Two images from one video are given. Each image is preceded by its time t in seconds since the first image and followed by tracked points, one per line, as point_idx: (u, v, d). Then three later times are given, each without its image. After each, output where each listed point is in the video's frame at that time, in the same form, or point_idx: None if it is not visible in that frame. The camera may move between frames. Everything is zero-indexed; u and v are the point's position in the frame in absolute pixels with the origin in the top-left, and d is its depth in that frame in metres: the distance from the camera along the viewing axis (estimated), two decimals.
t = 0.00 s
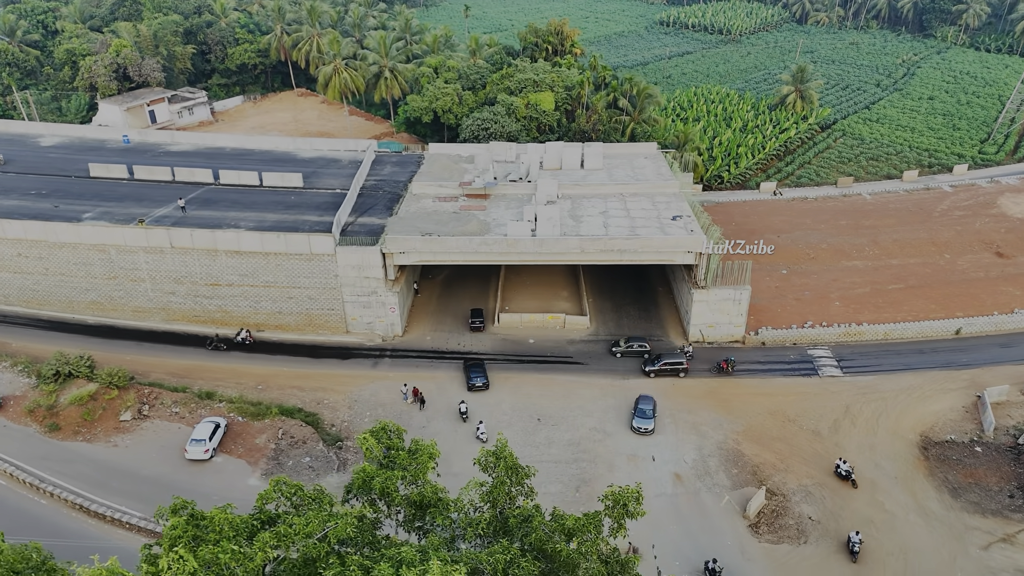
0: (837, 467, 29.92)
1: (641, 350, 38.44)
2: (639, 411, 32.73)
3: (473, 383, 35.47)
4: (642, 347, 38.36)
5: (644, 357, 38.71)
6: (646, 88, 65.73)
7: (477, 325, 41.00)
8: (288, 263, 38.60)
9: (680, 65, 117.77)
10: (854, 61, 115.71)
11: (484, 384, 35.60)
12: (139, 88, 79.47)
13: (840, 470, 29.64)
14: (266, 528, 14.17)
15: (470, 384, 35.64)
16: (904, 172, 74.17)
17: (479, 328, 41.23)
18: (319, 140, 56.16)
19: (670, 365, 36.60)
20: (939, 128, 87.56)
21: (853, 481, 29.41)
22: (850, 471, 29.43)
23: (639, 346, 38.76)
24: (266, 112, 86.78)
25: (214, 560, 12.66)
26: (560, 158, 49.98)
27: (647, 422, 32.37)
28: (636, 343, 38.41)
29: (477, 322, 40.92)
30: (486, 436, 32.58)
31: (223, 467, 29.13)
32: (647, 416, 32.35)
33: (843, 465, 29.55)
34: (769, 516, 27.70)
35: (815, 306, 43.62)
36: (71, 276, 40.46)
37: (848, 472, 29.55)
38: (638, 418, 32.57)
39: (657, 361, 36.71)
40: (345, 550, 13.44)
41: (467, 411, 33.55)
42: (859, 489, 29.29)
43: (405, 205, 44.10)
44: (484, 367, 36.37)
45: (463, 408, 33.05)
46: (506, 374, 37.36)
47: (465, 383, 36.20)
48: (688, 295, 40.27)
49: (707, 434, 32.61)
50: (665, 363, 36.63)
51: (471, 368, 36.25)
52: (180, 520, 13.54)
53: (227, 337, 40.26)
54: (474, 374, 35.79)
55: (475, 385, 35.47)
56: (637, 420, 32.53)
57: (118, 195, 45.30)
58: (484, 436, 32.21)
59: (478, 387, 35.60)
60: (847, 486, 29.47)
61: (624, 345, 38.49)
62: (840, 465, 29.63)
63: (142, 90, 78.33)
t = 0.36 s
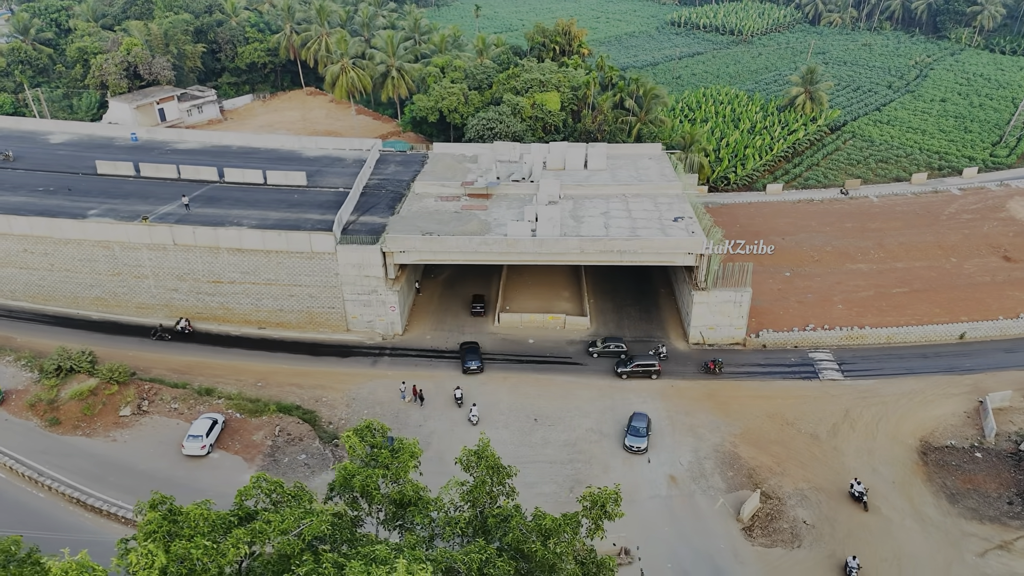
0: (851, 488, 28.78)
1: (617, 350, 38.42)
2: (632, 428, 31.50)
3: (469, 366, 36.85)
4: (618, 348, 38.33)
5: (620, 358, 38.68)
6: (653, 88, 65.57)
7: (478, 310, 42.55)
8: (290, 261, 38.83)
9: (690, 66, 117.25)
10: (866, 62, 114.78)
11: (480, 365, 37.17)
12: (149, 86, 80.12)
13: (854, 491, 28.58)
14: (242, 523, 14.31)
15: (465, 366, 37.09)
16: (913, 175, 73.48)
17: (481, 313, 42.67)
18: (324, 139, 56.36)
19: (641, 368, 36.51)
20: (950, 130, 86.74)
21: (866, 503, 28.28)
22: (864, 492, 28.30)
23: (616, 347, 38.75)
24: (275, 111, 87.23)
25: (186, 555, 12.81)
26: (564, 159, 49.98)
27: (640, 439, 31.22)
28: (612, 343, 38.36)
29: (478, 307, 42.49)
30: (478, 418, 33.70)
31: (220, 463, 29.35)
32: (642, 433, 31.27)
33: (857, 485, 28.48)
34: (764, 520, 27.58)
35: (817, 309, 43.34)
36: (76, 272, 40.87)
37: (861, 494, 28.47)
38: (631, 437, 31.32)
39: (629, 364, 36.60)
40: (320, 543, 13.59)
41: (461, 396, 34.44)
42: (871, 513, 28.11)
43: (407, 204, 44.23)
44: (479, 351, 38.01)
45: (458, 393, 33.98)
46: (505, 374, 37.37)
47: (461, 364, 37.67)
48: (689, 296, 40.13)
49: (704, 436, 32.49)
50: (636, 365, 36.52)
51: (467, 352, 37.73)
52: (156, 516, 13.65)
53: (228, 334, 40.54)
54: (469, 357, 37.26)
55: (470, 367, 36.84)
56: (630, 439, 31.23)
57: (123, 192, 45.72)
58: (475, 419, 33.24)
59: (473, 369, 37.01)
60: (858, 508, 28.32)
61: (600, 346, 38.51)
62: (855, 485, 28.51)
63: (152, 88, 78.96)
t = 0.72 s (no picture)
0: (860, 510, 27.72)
1: (589, 350, 38.42)
2: (626, 445, 30.30)
3: (465, 349, 38.54)
4: (590, 347, 38.32)
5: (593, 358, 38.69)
6: (660, 89, 65.34)
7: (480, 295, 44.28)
8: (291, 259, 39.03)
9: (700, 67, 116.68)
10: (878, 64, 113.80)
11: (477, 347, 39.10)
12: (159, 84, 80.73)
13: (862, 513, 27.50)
14: (216, 518, 14.50)
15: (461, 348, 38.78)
16: (922, 177, 72.76)
17: (484, 298, 44.39)
18: (330, 138, 56.52)
19: (608, 369, 36.46)
20: (962, 133, 85.85)
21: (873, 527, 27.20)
22: (872, 514, 27.26)
23: (590, 346, 38.76)
24: (283, 110, 87.65)
25: (159, 550, 13.00)
26: (567, 159, 49.92)
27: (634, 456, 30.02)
28: (584, 343, 38.35)
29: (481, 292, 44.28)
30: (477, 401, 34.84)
31: (216, 459, 29.56)
32: (637, 450, 30.15)
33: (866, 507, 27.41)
34: (757, 523, 27.47)
35: (820, 312, 43.06)
36: (81, 268, 41.28)
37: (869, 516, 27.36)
38: (625, 453, 30.16)
39: (595, 364, 36.61)
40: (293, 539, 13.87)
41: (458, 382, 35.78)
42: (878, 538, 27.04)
43: (409, 203, 44.35)
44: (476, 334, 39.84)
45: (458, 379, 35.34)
46: (503, 373, 37.38)
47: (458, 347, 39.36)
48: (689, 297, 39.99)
49: (701, 438, 32.38)
50: (602, 365, 36.48)
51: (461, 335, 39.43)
52: (133, 510, 13.74)
53: (230, 331, 40.83)
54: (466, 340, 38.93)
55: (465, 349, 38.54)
56: (624, 456, 30.08)
57: (129, 189, 46.11)
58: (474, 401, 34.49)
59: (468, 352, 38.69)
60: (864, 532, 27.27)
61: (573, 345, 38.54)
62: (863, 507, 27.53)
63: (162, 86, 79.59)
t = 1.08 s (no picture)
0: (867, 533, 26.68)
1: (563, 349, 38.33)
2: (620, 462, 29.40)
3: (463, 330, 40.37)
4: (563, 346, 38.22)
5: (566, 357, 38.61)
6: (666, 90, 65.09)
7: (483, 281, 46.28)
8: (292, 257, 39.21)
9: (710, 67, 116.15)
10: (891, 65, 112.85)
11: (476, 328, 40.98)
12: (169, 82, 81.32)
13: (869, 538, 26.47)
14: (190, 515, 14.68)
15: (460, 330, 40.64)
16: (932, 180, 72.06)
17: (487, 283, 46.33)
18: (335, 137, 56.69)
19: (575, 368, 36.39)
20: (974, 135, 84.95)
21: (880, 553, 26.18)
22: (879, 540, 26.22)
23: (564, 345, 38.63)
24: (292, 108, 88.07)
25: (132, 545, 13.25)
26: (571, 159, 49.81)
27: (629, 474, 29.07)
28: (558, 342, 38.24)
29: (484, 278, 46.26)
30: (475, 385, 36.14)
31: (213, 455, 29.75)
32: (633, 467, 29.27)
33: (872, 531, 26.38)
34: (751, 527, 27.40)
35: (823, 315, 42.74)
36: (86, 264, 41.68)
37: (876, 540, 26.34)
38: (620, 471, 29.21)
39: (563, 364, 36.53)
40: (269, 534, 14.09)
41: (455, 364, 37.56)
42: (883, 564, 26.01)
43: (411, 202, 44.45)
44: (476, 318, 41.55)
45: (454, 363, 37.00)
46: (501, 373, 37.38)
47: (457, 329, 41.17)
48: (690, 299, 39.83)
49: (698, 441, 32.25)
50: (570, 365, 36.40)
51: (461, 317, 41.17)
52: (109, 505, 14.05)
53: (232, 328, 41.10)
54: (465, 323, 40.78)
55: (464, 331, 40.38)
56: (619, 474, 29.13)
57: (134, 186, 46.50)
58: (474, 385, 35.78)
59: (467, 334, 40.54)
60: (869, 557, 26.29)
61: (547, 344, 38.45)
62: (870, 531, 26.47)
63: (172, 84, 80.22)
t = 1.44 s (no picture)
0: (869, 563, 25.76)
1: (545, 348, 38.31)
2: (617, 479, 28.59)
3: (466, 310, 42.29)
4: (545, 345, 38.19)
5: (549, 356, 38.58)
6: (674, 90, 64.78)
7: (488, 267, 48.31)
8: (293, 255, 39.42)
9: (721, 68, 115.56)
10: (904, 67, 111.74)
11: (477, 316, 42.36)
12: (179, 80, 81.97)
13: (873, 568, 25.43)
14: (166, 510, 14.87)
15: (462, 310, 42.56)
16: (942, 183, 71.33)
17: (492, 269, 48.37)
18: (341, 135, 56.90)
19: (541, 367, 36.42)
20: (987, 138, 83.98)
21: None
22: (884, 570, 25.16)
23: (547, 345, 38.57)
24: (301, 106, 88.54)
25: (105, 538, 13.44)
26: (575, 159, 49.74)
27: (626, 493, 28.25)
28: (540, 342, 38.27)
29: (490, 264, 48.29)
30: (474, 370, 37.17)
31: (209, 451, 29.98)
32: (630, 484, 28.52)
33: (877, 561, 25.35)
34: (745, 531, 27.30)
35: (825, 318, 42.41)
36: (91, 260, 42.12)
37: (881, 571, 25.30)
38: (617, 489, 28.39)
39: (532, 362, 36.63)
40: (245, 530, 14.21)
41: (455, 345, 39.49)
42: None
43: (414, 201, 44.59)
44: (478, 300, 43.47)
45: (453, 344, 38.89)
46: (499, 372, 37.41)
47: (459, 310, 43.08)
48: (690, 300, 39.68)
49: (694, 443, 32.12)
50: (538, 364, 36.46)
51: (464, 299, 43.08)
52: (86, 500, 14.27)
53: (234, 325, 41.39)
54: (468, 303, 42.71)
55: (466, 311, 42.32)
56: (617, 492, 28.30)
57: (140, 183, 46.91)
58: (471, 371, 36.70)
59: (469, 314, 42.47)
60: (865, 570, 25.84)
61: (529, 343, 38.55)
62: (875, 561, 25.41)
63: (182, 82, 80.87)
